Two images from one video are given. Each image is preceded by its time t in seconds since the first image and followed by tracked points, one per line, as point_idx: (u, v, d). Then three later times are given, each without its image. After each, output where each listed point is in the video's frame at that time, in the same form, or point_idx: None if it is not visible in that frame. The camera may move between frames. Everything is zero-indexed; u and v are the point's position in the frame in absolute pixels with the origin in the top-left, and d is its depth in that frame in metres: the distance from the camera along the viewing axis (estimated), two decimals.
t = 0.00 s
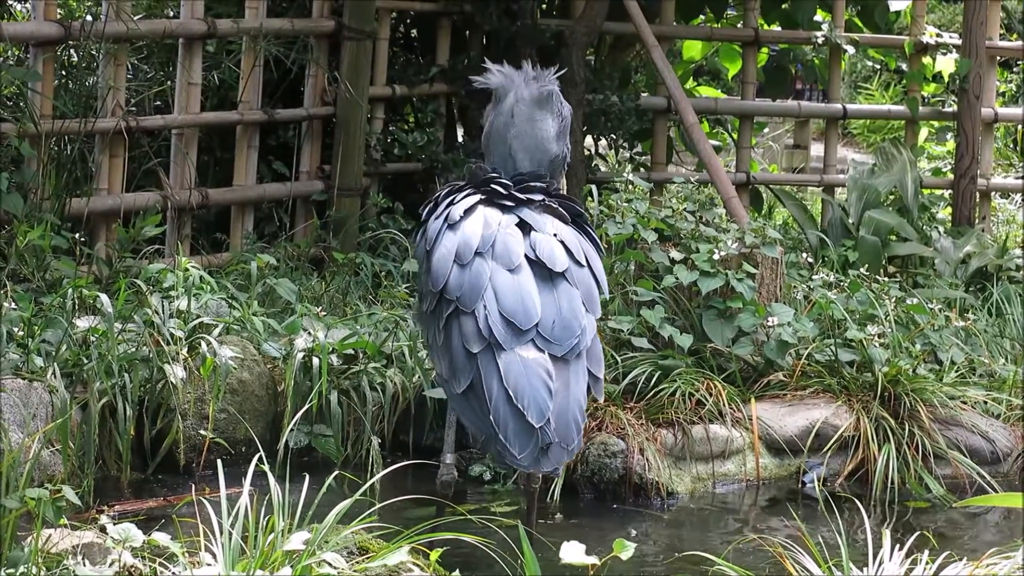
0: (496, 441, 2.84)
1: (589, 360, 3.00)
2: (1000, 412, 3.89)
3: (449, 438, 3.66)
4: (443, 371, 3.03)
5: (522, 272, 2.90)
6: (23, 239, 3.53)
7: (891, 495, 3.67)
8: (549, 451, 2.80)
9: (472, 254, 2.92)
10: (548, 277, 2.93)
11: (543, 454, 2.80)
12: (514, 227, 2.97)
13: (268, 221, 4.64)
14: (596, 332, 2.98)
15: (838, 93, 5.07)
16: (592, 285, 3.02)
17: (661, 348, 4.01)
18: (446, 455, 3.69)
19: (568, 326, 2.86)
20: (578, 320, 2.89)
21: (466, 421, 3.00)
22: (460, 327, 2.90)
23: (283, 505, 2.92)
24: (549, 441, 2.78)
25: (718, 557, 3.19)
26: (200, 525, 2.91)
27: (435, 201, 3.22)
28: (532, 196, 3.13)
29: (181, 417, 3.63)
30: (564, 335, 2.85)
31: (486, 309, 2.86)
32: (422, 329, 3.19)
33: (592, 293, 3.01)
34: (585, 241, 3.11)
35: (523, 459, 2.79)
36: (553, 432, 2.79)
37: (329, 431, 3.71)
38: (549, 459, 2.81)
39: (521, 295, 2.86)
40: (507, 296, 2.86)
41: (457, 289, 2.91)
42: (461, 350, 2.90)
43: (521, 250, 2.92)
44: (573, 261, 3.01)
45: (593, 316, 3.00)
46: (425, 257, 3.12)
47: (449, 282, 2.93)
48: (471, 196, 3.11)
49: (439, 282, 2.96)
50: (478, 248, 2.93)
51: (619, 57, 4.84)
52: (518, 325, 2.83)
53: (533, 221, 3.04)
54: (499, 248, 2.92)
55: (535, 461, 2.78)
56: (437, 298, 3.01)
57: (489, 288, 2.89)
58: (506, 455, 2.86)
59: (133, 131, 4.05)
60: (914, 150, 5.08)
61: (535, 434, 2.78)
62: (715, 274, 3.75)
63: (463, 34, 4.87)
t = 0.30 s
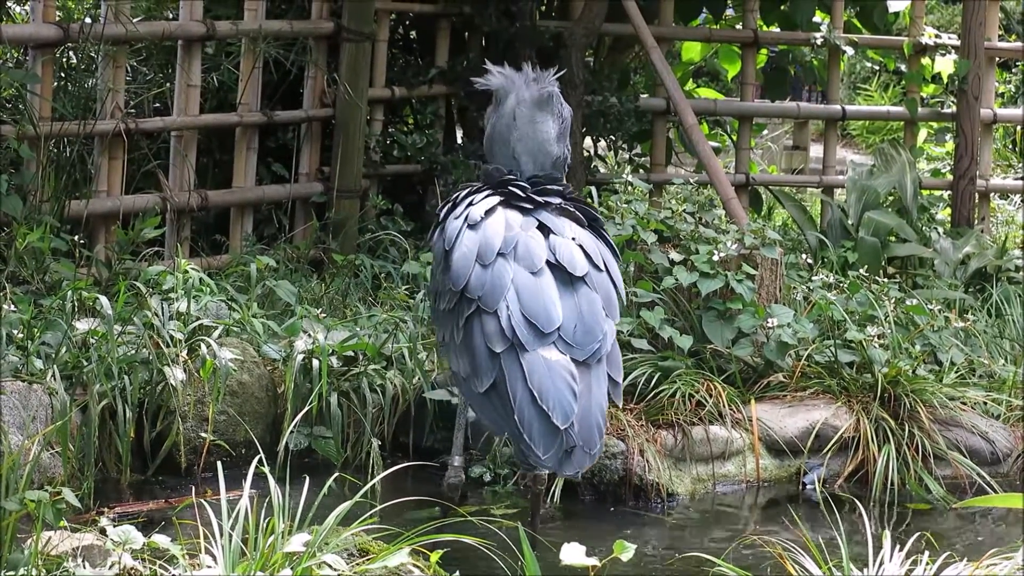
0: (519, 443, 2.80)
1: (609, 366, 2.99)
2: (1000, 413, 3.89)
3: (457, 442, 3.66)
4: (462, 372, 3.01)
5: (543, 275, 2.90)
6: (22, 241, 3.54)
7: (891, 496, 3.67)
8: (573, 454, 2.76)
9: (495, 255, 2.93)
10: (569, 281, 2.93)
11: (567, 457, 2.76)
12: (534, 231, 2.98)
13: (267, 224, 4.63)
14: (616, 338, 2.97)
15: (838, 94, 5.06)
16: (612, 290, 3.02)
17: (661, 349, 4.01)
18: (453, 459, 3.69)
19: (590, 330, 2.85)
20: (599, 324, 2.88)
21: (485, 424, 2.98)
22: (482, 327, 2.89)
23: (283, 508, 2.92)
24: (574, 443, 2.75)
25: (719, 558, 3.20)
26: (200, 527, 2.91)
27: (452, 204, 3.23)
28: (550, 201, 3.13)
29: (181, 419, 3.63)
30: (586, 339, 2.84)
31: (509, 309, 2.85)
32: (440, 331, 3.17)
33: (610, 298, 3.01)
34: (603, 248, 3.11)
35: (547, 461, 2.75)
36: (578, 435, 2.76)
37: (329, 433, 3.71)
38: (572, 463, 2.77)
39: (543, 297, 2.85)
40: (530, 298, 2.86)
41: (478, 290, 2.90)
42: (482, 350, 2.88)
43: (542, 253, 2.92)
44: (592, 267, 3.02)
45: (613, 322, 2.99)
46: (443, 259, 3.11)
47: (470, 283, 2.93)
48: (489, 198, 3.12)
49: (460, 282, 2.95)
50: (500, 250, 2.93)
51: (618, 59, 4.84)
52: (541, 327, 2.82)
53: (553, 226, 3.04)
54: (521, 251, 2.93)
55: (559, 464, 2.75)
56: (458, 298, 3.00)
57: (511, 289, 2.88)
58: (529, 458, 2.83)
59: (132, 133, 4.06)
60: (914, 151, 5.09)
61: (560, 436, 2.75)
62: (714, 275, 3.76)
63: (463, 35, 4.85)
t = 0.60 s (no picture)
0: (541, 452, 2.81)
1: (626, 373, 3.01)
2: (999, 416, 3.88)
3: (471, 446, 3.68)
4: (480, 378, 3.00)
5: (563, 283, 2.90)
6: (21, 246, 3.54)
7: (890, 499, 3.67)
8: (595, 464, 2.78)
9: (515, 263, 2.92)
10: (588, 290, 2.93)
11: (589, 467, 2.78)
12: (553, 239, 2.97)
13: (267, 228, 4.60)
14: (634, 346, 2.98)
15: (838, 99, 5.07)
16: (628, 298, 3.02)
17: (661, 354, 4.01)
18: (471, 461, 3.71)
19: (610, 340, 2.86)
20: (619, 334, 2.89)
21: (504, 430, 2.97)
22: (503, 334, 2.88)
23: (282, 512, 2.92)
24: (596, 453, 2.77)
25: (718, 562, 3.20)
26: (200, 532, 2.92)
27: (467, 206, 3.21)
28: (566, 207, 3.13)
29: (181, 423, 3.62)
30: (607, 350, 2.85)
31: (530, 317, 2.85)
32: (455, 335, 3.16)
33: (628, 306, 3.02)
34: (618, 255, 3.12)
35: (571, 471, 2.77)
36: (600, 445, 2.78)
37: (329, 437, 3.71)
38: (594, 473, 2.79)
39: (564, 306, 2.85)
40: (552, 306, 2.85)
41: (499, 297, 2.89)
42: (503, 358, 2.87)
43: (563, 261, 2.91)
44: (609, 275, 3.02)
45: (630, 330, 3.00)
46: (460, 263, 3.09)
47: (491, 289, 2.91)
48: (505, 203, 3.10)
49: (481, 288, 2.93)
50: (522, 257, 2.92)
51: (619, 62, 4.74)
52: (563, 336, 2.82)
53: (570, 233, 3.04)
54: (541, 259, 2.92)
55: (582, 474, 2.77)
56: (477, 304, 2.98)
57: (532, 297, 2.88)
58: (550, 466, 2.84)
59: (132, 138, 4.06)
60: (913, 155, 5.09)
61: (584, 446, 2.76)
62: (714, 279, 3.76)
63: (463, 39, 4.74)
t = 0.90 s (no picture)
0: (556, 451, 2.79)
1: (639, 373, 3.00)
2: (1000, 419, 3.89)
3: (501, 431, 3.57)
4: (492, 382, 3.00)
5: (572, 284, 2.90)
6: (21, 248, 3.53)
7: (889, 501, 3.67)
8: (610, 461, 2.76)
9: (524, 266, 2.93)
10: (597, 291, 2.93)
11: (605, 464, 2.76)
12: (560, 241, 2.99)
13: (266, 230, 4.61)
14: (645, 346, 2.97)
15: (837, 102, 5.06)
16: (637, 299, 3.02)
17: (660, 356, 4.00)
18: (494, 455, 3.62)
19: (621, 339, 2.85)
20: (630, 333, 2.88)
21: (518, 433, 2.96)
22: (513, 337, 2.88)
23: (281, 514, 2.93)
24: (611, 450, 2.74)
25: (719, 564, 3.20)
26: (200, 534, 2.92)
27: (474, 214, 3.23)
28: (573, 211, 3.14)
29: (181, 426, 3.62)
30: (618, 348, 2.84)
31: (540, 318, 2.85)
32: (465, 342, 3.16)
33: (637, 308, 3.02)
34: (626, 258, 3.12)
35: (586, 468, 2.75)
36: (615, 442, 2.75)
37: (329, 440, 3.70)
38: (609, 470, 2.76)
39: (574, 306, 2.85)
40: (561, 307, 2.85)
41: (509, 299, 2.90)
42: (515, 360, 2.87)
43: (570, 262, 2.92)
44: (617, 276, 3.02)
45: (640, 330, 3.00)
46: (469, 269, 3.11)
47: (500, 293, 2.92)
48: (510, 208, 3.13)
49: (490, 292, 2.94)
50: (529, 260, 2.94)
51: (616, 67, 4.81)
52: (573, 335, 2.82)
53: (576, 236, 3.05)
54: (548, 261, 2.93)
55: (597, 471, 2.74)
56: (486, 308, 2.99)
57: (542, 298, 2.88)
58: (565, 466, 2.82)
59: (131, 140, 4.04)
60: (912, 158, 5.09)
61: (598, 443, 2.74)
62: (714, 282, 3.76)
63: (463, 42, 4.81)
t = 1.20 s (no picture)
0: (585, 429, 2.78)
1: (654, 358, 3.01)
2: (995, 421, 3.90)
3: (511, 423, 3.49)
4: (507, 373, 2.98)
5: (583, 270, 2.91)
6: (17, 250, 3.53)
7: (885, 503, 3.68)
8: (641, 436, 2.76)
9: (534, 255, 2.93)
10: (608, 277, 2.95)
11: (636, 439, 2.76)
12: (565, 233, 3.00)
13: (262, 232, 4.62)
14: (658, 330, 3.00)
15: (832, 104, 5.07)
16: (645, 287, 3.05)
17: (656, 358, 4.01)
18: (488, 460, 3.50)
19: (637, 320, 2.87)
20: (645, 315, 2.90)
21: (538, 422, 2.94)
22: (530, 323, 2.87)
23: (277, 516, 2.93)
24: (642, 424, 2.75)
25: (715, 566, 3.20)
26: (196, 535, 2.92)
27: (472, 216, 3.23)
28: (571, 210, 3.18)
29: (177, 428, 3.62)
30: (635, 329, 2.86)
31: (556, 303, 2.85)
32: (472, 340, 3.13)
33: (646, 295, 3.05)
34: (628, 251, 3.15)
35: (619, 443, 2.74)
36: (644, 417, 2.76)
37: (325, 441, 3.71)
38: (640, 445, 2.77)
39: (589, 289, 2.86)
40: (576, 291, 2.86)
41: (522, 287, 2.89)
42: (534, 345, 2.86)
43: (579, 251, 2.94)
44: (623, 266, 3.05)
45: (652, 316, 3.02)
46: (474, 266, 3.10)
47: (512, 282, 2.91)
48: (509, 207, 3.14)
49: (501, 283, 2.93)
50: (538, 250, 2.94)
51: (612, 69, 4.79)
52: (591, 317, 2.82)
53: (579, 230, 3.07)
54: (557, 251, 2.94)
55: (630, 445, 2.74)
56: (496, 301, 2.98)
57: (556, 284, 2.88)
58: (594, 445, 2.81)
59: (127, 142, 4.05)
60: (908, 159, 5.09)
61: (629, 417, 2.74)
62: (710, 283, 3.76)
63: (457, 44, 4.79)
